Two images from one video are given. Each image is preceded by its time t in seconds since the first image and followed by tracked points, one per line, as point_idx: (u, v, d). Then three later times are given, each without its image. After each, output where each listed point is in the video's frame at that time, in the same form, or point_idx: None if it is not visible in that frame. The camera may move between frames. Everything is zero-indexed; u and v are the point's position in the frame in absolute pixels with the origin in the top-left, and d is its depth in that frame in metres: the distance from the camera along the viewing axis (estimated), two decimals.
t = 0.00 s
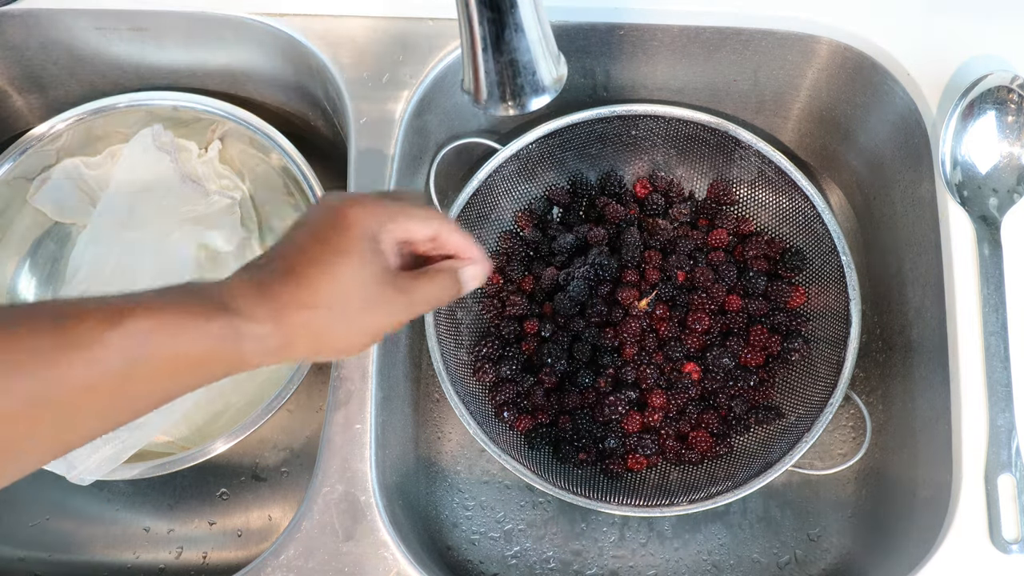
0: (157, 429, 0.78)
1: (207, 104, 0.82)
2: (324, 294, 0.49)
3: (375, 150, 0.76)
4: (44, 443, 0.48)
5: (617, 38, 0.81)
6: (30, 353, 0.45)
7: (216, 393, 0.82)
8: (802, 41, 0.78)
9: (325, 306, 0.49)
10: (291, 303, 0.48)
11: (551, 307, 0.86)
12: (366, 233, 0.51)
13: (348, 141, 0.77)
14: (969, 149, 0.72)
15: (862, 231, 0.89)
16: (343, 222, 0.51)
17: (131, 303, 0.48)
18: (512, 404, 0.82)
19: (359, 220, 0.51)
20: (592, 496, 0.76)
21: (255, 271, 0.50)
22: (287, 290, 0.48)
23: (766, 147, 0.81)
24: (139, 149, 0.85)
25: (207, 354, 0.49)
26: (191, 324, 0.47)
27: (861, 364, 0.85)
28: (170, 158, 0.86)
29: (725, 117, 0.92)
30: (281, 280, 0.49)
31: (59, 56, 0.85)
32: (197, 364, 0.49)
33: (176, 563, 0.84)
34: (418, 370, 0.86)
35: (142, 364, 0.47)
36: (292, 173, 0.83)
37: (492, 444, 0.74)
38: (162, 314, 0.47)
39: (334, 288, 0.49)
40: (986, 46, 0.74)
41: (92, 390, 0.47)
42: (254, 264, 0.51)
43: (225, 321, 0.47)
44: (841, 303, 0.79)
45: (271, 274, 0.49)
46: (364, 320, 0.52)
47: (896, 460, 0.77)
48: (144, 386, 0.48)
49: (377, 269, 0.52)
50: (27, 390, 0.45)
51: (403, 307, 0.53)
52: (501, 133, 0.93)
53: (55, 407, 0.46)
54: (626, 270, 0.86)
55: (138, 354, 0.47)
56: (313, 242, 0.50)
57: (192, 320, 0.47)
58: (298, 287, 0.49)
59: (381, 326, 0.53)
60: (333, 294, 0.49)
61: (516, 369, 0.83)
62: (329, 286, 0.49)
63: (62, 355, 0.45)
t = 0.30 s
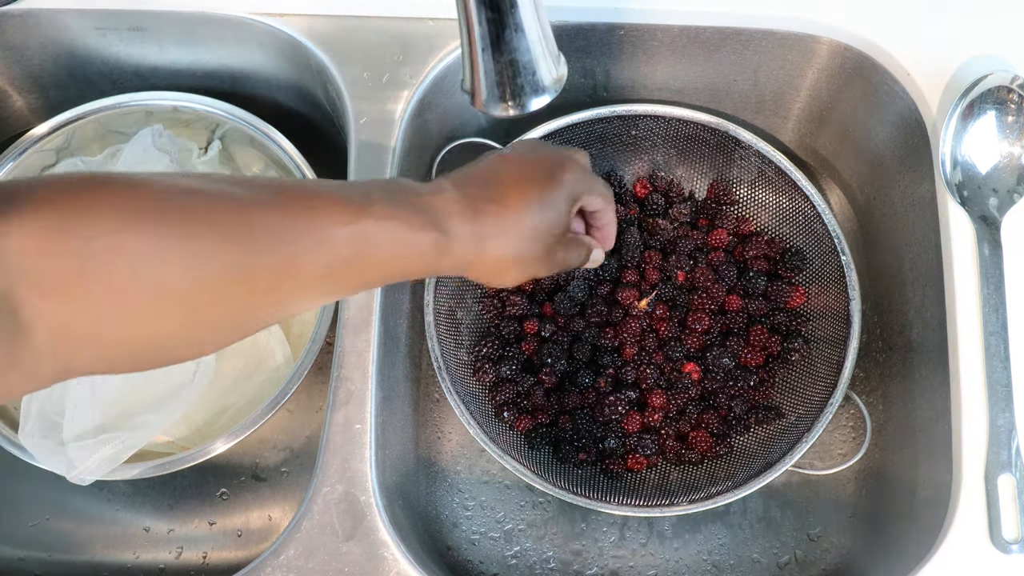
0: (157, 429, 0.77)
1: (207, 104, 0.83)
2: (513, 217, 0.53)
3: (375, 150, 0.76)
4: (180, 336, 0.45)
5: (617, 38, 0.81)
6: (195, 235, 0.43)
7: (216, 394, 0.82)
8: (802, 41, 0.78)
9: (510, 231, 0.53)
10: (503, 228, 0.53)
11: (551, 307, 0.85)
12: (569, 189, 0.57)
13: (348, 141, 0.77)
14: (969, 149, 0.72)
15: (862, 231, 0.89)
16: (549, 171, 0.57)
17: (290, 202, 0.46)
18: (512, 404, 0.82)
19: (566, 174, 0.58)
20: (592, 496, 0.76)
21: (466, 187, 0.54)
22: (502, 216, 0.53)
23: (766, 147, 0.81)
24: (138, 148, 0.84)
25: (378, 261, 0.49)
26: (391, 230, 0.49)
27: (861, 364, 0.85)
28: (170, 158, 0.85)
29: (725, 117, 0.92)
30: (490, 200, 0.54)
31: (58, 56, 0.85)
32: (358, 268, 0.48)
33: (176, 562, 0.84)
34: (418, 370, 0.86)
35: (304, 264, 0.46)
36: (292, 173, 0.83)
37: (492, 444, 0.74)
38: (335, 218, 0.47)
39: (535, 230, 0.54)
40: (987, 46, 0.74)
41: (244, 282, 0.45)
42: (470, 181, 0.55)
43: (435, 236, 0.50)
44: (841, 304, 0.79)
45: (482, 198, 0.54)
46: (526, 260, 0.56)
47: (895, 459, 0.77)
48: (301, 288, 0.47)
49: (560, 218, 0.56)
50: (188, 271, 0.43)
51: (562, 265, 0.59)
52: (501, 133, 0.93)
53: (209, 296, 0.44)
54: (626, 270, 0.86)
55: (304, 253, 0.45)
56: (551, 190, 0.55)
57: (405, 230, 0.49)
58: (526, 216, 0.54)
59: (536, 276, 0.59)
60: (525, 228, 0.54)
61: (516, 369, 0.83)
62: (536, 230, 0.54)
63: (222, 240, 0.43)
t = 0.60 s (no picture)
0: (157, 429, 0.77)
1: (207, 104, 0.83)
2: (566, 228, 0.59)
3: (375, 150, 0.76)
4: (274, 331, 0.47)
5: (617, 38, 0.80)
6: (306, 233, 0.46)
7: (216, 394, 0.82)
8: (802, 41, 0.78)
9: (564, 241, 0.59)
10: (557, 239, 0.59)
11: (551, 307, 0.85)
12: (616, 205, 0.63)
13: (348, 141, 0.77)
14: (969, 149, 0.72)
15: (862, 231, 0.89)
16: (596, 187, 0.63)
17: (378, 207, 0.51)
18: (512, 404, 0.82)
19: (612, 190, 0.64)
20: (591, 496, 0.76)
21: (527, 202, 0.60)
22: (559, 227, 0.59)
23: (766, 147, 0.81)
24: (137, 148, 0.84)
25: (448, 266, 0.53)
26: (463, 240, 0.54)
27: (861, 364, 0.85)
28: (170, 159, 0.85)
29: (725, 117, 0.92)
30: (545, 214, 0.59)
31: (58, 56, 0.85)
32: (430, 274, 0.52)
33: (176, 563, 0.84)
34: (418, 370, 0.86)
35: (390, 265, 0.49)
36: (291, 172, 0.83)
37: (492, 444, 0.75)
38: (417, 224, 0.51)
39: (585, 241, 0.60)
40: (987, 46, 0.74)
41: (340, 280, 0.48)
42: (531, 196, 0.61)
43: (502, 241, 0.55)
44: (841, 304, 0.79)
45: (539, 213, 0.59)
46: (572, 271, 0.61)
47: (895, 459, 0.77)
48: (391, 286, 0.50)
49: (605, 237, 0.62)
50: (295, 266, 0.46)
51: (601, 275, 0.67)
52: (502, 133, 0.93)
53: (310, 293, 0.47)
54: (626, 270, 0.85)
55: (391, 254, 0.49)
56: (599, 205, 0.62)
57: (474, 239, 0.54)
58: (578, 228, 0.60)
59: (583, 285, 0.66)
60: (577, 238, 0.60)
61: (517, 369, 0.83)
62: (587, 240, 0.60)
63: (327, 239, 0.47)
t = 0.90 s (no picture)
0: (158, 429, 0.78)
1: (207, 104, 0.83)
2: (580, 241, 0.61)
3: (375, 150, 0.76)
4: (298, 339, 0.49)
5: (617, 38, 0.80)
6: (327, 242, 0.48)
7: (216, 394, 0.82)
8: (802, 41, 0.78)
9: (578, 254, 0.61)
10: (572, 252, 0.61)
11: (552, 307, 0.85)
12: (624, 212, 0.67)
13: (348, 141, 0.77)
14: (969, 149, 0.72)
15: (862, 231, 0.89)
16: (604, 199, 0.66)
17: (396, 220, 0.52)
18: (512, 404, 0.82)
19: (619, 199, 0.67)
20: (592, 496, 0.76)
21: (537, 217, 0.63)
22: (571, 240, 0.61)
23: (766, 147, 0.81)
24: (138, 148, 0.84)
25: (466, 278, 0.55)
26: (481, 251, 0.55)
27: (862, 364, 0.85)
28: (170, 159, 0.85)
29: (725, 117, 0.92)
30: (557, 228, 0.61)
31: (58, 56, 0.85)
32: (448, 286, 0.54)
33: (176, 563, 0.84)
34: (418, 370, 0.86)
35: (410, 276, 0.51)
36: (291, 171, 0.83)
37: (492, 444, 0.75)
38: (435, 237, 0.53)
39: (599, 251, 0.63)
40: (987, 46, 0.74)
41: (361, 289, 0.49)
42: (538, 211, 0.64)
43: (516, 252, 0.57)
44: (841, 304, 0.79)
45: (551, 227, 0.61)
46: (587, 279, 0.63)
47: (895, 459, 0.77)
48: (410, 297, 0.52)
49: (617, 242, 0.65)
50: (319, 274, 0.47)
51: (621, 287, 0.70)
52: (502, 133, 0.93)
53: (333, 301, 0.48)
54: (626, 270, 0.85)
55: (410, 265, 0.51)
56: (608, 213, 0.65)
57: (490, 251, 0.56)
58: (592, 238, 0.63)
59: (600, 295, 0.68)
60: (589, 248, 0.62)
61: (516, 369, 0.83)
62: (599, 250, 0.63)
63: (348, 249, 0.49)
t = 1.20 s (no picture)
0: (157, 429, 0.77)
1: (207, 104, 0.83)
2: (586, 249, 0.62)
3: (375, 150, 0.76)
4: (304, 345, 0.49)
5: (617, 38, 0.80)
6: (332, 249, 0.48)
7: (216, 394, 0.82)
8: (802, 41, 0.78)
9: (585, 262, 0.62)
10: (578, 258, 0.62)
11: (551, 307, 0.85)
12: (628, 219, 0.67)
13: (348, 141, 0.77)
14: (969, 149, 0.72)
15: (862, 231, 0.89)
16: (610, 205, 0.67)
17: (402, 227, 0.52)
18: (512, 404, 0.82)
19: (624, 205, 0.68)
20: (592, 495, 0.76)
21: (541, 223, 0.63)
22: (576, 246, 0.62)
23: (766, 147, 0.81)
24: (138, 148, 0.84)
25: (469, 284, 0.55)
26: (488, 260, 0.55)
27: (862, 364, 0.85)
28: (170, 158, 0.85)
29: (725, 117, 0.92)
30: (562, 235, 0.62)
31: (58, 56, 0.85)
32: (452, 292, 0.54)
33: (176, 562, 0.84)
34: (418, 370, 0.86)
35: (414, 282, 0.52)
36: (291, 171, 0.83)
37: (492, 444, 0.75)
38: (440, 244, 0.53)
39: (604, 258, 0.64)
40: (987, 46, 0.74)
41: (365, 296, 0.50)
42: (544, 218, 0.64)
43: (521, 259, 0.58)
44: (841, 304, 0.79)
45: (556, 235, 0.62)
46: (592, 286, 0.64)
47: (895, 460, 0.77)
48: (416, 302, 0.53)
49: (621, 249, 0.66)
50: (324, 280, 0.48)
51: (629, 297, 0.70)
52: (502, 133, 0.93)
53: (338, 307, 0.49)
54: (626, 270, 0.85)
55: (414, 271, 0.51)
56: (613, 220, 0.65)
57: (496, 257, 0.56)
58: (597, 245, 0.63)
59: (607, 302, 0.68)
60: (593, 255, 0.63)
61: (516, 369, 0.83)
62: (604, 257, 0.63)
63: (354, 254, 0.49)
